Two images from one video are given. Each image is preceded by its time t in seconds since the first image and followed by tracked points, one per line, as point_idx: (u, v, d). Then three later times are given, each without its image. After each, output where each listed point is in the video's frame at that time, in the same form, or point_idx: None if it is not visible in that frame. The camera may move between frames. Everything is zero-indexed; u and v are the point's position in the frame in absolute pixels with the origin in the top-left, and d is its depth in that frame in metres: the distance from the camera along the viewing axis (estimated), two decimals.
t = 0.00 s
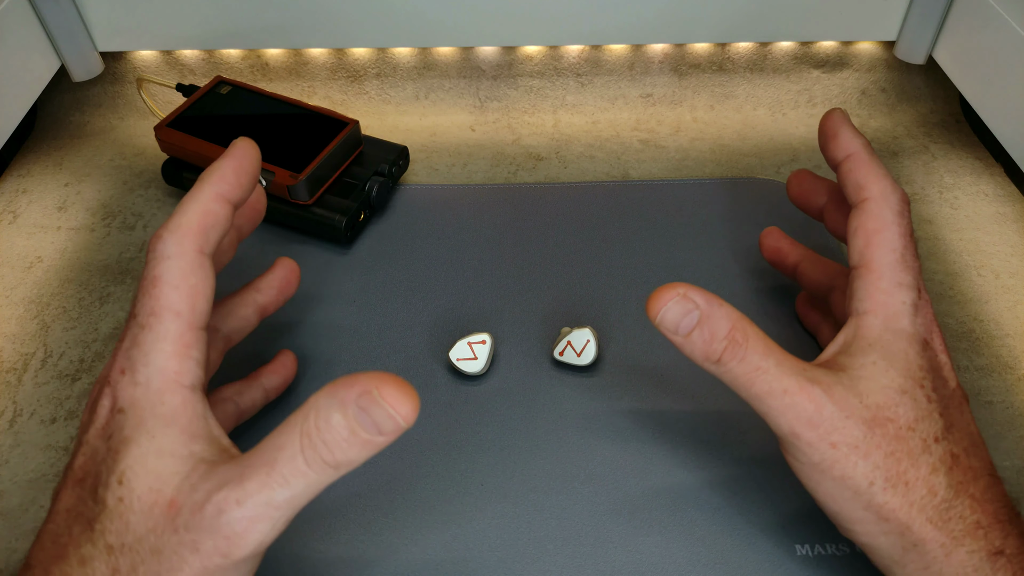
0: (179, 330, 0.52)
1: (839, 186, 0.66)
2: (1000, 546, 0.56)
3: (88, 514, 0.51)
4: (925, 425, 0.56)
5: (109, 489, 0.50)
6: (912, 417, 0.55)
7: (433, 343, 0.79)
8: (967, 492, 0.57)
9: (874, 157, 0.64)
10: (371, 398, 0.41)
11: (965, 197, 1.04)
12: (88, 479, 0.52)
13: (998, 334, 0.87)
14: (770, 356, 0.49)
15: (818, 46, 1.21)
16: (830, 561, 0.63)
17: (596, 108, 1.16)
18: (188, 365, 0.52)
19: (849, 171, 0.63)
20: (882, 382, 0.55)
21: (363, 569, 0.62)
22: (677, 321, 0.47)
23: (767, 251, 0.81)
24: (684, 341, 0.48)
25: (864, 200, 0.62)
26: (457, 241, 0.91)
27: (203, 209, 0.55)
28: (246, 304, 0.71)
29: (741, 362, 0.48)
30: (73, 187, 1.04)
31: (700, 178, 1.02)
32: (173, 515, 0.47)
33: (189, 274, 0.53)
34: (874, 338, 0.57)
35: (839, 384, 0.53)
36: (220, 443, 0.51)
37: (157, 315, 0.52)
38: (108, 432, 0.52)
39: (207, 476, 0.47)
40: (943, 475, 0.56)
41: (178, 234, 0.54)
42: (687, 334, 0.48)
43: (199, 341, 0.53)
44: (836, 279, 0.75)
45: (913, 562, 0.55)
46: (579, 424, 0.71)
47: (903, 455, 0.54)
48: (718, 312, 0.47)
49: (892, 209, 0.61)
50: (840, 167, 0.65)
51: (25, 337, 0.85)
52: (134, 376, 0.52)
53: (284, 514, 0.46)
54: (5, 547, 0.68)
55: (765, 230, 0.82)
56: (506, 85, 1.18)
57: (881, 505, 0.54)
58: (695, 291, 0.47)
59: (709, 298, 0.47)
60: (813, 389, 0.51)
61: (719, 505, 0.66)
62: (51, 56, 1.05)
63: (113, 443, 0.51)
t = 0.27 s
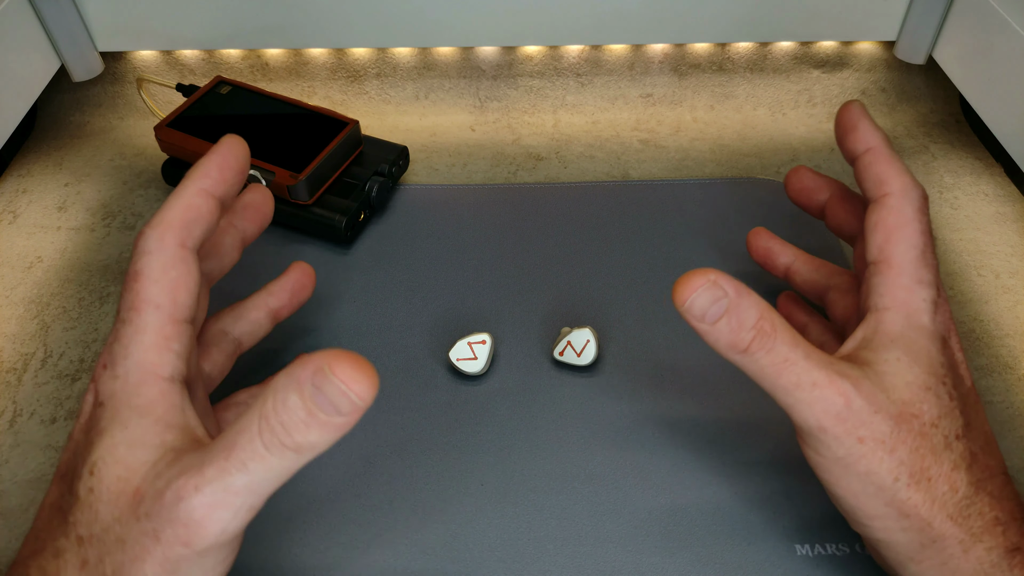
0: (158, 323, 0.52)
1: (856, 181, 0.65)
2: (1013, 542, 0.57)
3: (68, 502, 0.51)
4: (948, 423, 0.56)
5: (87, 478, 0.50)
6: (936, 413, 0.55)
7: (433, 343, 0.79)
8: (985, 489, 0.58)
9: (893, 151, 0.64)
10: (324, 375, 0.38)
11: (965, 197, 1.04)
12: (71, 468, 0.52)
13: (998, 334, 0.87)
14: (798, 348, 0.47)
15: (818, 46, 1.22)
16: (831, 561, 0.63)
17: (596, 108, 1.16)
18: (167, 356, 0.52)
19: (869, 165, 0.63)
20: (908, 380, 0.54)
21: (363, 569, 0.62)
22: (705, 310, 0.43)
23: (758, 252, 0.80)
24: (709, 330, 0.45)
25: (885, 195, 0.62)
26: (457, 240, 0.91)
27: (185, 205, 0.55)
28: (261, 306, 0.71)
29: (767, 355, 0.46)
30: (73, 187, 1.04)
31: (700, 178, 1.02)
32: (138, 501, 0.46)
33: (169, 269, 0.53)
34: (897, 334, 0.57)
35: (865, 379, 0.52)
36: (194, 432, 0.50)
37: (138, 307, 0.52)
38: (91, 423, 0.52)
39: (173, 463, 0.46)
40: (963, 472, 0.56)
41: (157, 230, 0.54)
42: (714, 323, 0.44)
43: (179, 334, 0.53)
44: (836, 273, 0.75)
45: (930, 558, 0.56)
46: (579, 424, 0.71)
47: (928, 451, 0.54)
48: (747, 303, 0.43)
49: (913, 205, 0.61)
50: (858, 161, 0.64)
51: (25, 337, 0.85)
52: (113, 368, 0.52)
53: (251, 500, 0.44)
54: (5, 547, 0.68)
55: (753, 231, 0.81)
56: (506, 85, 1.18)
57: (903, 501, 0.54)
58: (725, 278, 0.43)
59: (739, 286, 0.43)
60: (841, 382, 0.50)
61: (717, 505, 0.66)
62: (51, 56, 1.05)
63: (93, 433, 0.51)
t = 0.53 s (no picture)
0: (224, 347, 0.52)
1: (850, 183, 0.65)
2: (1005, 548, 0.56)
3: (122, 528, 0.50)
4: (935, 429, 0.56)
5: (147, 506, 0.49)
6: (923, 420, 0.55)
7: (433, 343, 0.79)
8: (975, 496, 0.57)
9: (886, 152, 0.64)
10: (432, 447, 0.41)
11: (966, 197, 1.04)
12: (121, 490, 0.52)
13: (998, 334, 0.87)
14: (781, 358, 0.49)
15: (818, 46, 1.22)
16: (831, 561, 0.63)
17: (596, 108, 1.16)
18: (227, 378, 0.52)
19: (861, 166, 0.63)
20: (893, 387, 0.55)
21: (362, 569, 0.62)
22: (689, 322, 0.45)
23: (765, 247, 0.80)
24: (694, 341, 0.47)
25: (875, 197, 0.61)
26: (457, 241, 0.91)
27: (241, 217, 0.55)
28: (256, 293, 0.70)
29: (752, 365, 0.48)
30: (73, 187, 1.04)
31: (700, 178, 1.02)
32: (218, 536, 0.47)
33: (231, 286, 0.53)
34: (884, 340, 0.57)
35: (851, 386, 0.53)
36: (258, 462, 0.52)
37: (197, 327, 0.52)
38: (143, 445, 0.51)
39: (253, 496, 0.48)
40: (952, 479, 0.56)
41: (214, 244, 0.53)
42: (697, 335, 0.46)
43: (237, 354, 0.53)
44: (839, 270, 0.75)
45: (921, 564, 0.56)
46: (579, 425, 0.71)
47: (913, 458, 0.54)
48: (729, 315, 0.46)
49: (903, 206, 0.60)
50: (852, 162, 0.64)
51: (25, 337, 0.85)
52: (173, 390, 0.52)
53: (325, 545, 0.47)
54: (5, 547, 0.68)
55: (760, 225, 0.81)
56: (506, 85, 1.18)
57: (890, 508, 0.54)
58: (707, 290, 0.45)
59: (720, 297, 0.46)
60: (826, 392, 0.51)
61: (718, 506, 0.66)
62: (51, 56, 1.05)
63: (150, 457, 0.51)
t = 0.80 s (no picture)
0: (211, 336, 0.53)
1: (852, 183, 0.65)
2: (1001, 547, 0.56)
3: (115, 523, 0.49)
4: (934, 427, 0.56)
5: (141, 499, 0.49)
6: (921, 418, 0.55)
7: (433, 343, 0.79)
8: (973, 494, 0.57)
9: (889, 153, 0.64)
10: (421, 403, 0.43)
11: (965, 197, 1.04)
12: (112, 486, 0.51)
13: (998, 334, 0.87)
14: (781, 355, 0.49)
15: (818, 46, 1.22)
16: (831, 561, 0.63)
17: (596, 108, 1.17)
18: (212, 370, 0.52)
19: (862, 167, 0.63)
20: (893, 385, 0.55)
21: (362, 569, 0.62)
22: (689, 317, 0.46)
23: (766, 247, 0.81)
24: (694, 336, 0.48)
25: (875, 197, 0.62)
26: (457, 241, 0.91)
27: (225, 212, 0.55)
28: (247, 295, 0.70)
29: (750, 359, 0.48)
30: (73, 187, 1.04)
31: (700, 177, 1.02)
32: (218, 520, 0.48)
33: (218, 279, 0.54)
34: (883, 337, 0.57)
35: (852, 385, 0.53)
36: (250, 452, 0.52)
37: (184, 318, 0.52)
38: (132, 439, 0.51)
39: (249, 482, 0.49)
40: (950, 476, 0.56)
41: (201, 238, 0.54)
42: (698, 331, 0.47)
43: (225, 347, 0.54)
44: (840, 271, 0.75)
45: (918, 562, 0.55)
46: (579, 425, 0.71)
47: (911, 456, 0.54)
48: (730, 310, 0.46)
49: (904, 206, 0.60)
50: (854, 163, 0.64)
51: (25, 337, 0.85)
52: (161, 382, 0.52)
53: (326, 515, 0.48)
54: (5, 547, 0.68)
55: (762, 225, 0.82)
56: (506, 85, 1.18)
57: (887, 506, 0.54)
58: (709, 285, 0.46)
59: (720, 291, 0.46)
60: (824, 390, 0.51)
61: (717, 506, 0.66)
62: (51, 57, 1.05)
63: (141, 451, 0.50)
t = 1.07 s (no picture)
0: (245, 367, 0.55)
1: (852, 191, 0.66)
2: (990, 547, 0.54)
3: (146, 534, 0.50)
4: (922, 422, 0.56)
5: (178, 509, 0.51)
6: (908, 413, 0.55)
7: (433, 343, 0.79)
8: (962, 491, 0.56)
9: (887, 159, 0.64)
10: (434, 428, 0.48)
11: (966, 197, 1.04)
12: (143, 496, 0.52)
13: (998, 334, 0.87)
14: (769, 346, 0.52)
15: (818, 46, 1.21)
16: (831, 561, 0.63)
17: (596, 108, 1.16)
18: (244, 395, 0.54)
19: (860, 174, 0.63)
20: (881, 378, 0.55)
21: (362, 568, 0.62)
22: (681, 306, 0.52)
23: (770, 263, 0.80)
24: (688, 326, 0.53)
25: (875, 200, 0.62)
26: (457, 241, 0.91)
27: (263, 251, 0.57)
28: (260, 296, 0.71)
29: (740, 348, 0.52)
30: (73, 187, 1.04)
31: (700, 178, 1.02)
32: (254, 531, 0.50)
33: (251, 312, 0.56)
34: (879, 335, 0.57)
35: (834, 375, 0.55)
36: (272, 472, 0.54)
37: (223, 345, 0.54)
38: (164, 453, 0.52)
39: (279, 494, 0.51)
40: (938, 472, 0.55)
41: (241, 272, 0.56)
42: (692, 319, 0.53)
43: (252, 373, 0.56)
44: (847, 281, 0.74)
45: (904, 558, 0.55)
46: (579, 425, 0.71)
47: (894, 448, 0.54)
48: (720, 302, 0.52)
49: (904, 208, 0.60)
50: (853, 171, 0.65)
51: (25, 337, 0.85)
52: (196, 401, 0.53)
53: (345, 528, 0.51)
54: (5, 547, 0.68)
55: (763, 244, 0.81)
56: (506, 85, 1.18)
57: (867, 496, 0.54)
58: (700, 279, 0.52)
59: (710, 284, 0.52)
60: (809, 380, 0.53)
61: (717, 505, 0.66)
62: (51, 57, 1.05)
63: (175, 464, 0.52)
